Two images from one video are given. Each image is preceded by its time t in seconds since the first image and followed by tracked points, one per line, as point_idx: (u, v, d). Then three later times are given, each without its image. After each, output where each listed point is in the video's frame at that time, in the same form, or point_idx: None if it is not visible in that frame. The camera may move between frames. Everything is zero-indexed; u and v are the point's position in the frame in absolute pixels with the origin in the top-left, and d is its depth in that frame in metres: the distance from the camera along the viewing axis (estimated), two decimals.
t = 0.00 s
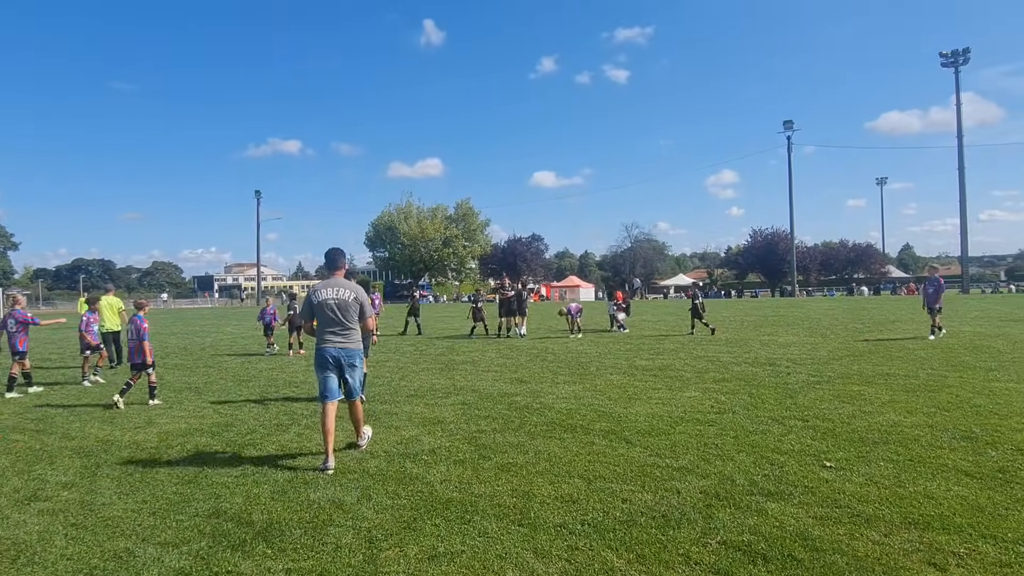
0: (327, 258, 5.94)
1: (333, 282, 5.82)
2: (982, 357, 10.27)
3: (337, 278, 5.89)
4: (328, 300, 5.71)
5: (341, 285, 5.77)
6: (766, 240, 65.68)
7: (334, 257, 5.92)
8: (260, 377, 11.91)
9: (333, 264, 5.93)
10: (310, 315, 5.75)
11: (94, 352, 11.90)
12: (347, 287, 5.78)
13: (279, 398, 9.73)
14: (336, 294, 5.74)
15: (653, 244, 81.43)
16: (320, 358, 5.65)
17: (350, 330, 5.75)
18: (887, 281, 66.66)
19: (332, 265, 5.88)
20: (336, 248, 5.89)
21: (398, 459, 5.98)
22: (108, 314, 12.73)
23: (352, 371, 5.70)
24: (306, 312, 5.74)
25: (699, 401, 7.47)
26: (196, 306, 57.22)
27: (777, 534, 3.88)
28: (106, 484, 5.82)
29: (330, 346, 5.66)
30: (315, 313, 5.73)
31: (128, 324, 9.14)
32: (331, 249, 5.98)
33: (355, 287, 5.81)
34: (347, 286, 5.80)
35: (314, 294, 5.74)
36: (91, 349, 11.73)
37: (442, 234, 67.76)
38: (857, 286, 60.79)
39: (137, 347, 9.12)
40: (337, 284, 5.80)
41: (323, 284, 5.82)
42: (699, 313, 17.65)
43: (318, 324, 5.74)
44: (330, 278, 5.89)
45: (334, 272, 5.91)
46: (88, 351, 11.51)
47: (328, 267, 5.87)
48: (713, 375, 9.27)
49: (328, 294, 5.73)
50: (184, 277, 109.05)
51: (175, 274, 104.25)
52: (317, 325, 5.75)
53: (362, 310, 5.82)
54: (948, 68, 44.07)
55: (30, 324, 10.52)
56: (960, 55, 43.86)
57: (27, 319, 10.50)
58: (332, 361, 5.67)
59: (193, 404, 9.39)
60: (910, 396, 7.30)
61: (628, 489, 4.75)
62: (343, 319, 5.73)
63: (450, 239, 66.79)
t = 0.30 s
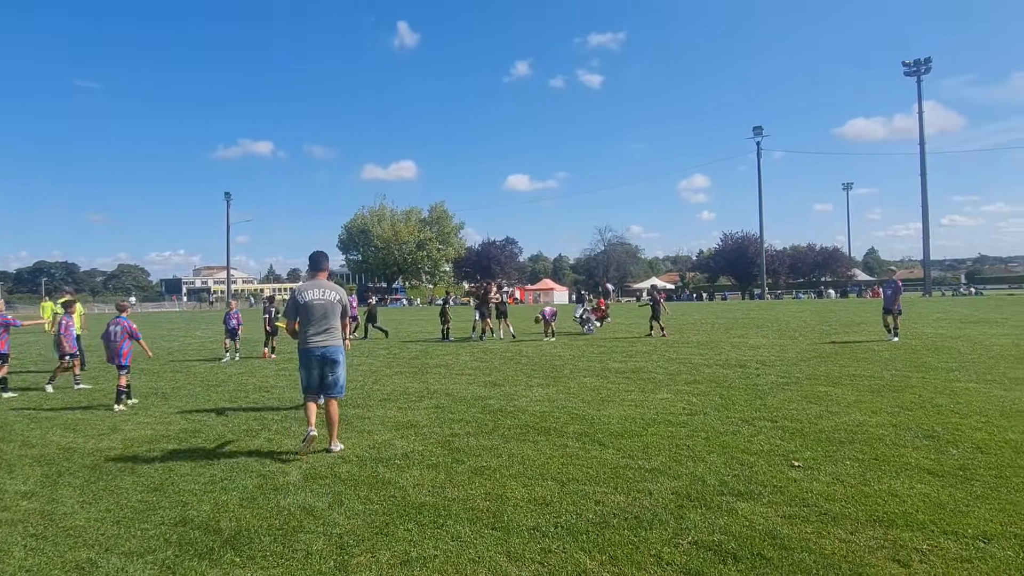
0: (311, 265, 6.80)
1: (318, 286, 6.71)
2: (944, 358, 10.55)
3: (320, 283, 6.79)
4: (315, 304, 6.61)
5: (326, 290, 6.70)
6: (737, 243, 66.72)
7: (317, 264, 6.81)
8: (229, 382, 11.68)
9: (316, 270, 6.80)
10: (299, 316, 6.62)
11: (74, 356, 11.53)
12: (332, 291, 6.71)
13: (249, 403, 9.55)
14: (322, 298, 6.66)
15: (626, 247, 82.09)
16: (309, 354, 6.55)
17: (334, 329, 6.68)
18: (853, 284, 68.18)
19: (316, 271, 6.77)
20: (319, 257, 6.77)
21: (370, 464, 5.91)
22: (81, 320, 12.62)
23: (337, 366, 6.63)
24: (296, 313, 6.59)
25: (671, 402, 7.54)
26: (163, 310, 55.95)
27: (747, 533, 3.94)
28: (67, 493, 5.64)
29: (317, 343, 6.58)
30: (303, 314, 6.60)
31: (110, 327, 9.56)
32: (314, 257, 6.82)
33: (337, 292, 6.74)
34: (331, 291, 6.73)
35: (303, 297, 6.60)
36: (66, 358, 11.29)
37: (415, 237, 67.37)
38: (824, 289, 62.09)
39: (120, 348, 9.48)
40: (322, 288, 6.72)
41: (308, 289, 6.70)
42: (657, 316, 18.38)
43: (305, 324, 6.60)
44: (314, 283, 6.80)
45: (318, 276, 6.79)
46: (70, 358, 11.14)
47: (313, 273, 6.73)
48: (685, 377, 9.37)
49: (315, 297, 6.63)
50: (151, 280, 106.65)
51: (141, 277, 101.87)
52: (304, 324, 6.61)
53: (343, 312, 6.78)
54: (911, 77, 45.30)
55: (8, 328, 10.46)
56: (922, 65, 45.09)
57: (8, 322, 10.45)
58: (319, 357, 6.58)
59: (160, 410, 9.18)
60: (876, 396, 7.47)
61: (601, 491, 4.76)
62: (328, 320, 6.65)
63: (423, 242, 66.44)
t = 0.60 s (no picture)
0: (266, 268, 6.68)
1: (275, 288, 6.59)
2: (889, 355, 10.97)
3: (276, 284, 6.65)
4: (272, 306, 6.49)
5: (283, 292, 6.58)
6: (694, 244, 68.12)
7: (272, 267, 6.69)
8: (181, 385, 11.32)
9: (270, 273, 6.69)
10: (256, 319, 6.48)
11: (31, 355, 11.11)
12: (288, 293, 6.60)
13: (202, 406, 9.26)
14: (278, 299, 6.54)
15: (587, 248, 82.90)
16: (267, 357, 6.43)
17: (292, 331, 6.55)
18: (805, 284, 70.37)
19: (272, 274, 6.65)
20: (274, 260, 6.66)
21: (328, 466, 5.81)
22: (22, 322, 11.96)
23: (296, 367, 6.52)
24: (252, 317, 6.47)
25: (630, 401, 7.64)
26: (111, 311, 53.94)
27: (702, 528, 4.01)
28: (6, 502, 5.37)
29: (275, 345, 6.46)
30: (260, 317, 6.47)
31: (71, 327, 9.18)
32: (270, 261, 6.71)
33: (294, 294, 6.63)
34: (287, 292, 6.61)
35: (259, 299, 6.47)
36: (24, 357, 10.85)
37: (376, 237, 66.62)
38: (777, 289, 63.93)
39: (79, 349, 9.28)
40: (278, 290, 6.60)
41: (264, 290, 6.56)
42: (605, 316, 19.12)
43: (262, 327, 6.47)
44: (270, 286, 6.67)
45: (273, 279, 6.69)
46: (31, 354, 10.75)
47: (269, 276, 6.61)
48: (643, 375, 9.51)
49: (271, 300, 6.50)
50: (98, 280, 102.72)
51: (88, 277, 98.03)
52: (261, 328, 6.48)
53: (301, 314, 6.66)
54: (859, 84, 47.01)
55: None
56: (871, 73, 46.71)
57: None
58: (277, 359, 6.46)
59: (107, 415, 8.83)
60: (825, 392, 7.71)
61: (560, 490, 4.78)
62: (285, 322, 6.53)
63: (384, 242, 65.78)
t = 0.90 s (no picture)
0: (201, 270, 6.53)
1: (211, 288, 6.45)
2: (825, 355, 11.45)
3: (212, 284, 6.50)
4: (209, 304, 6.32)
5: (219, 291, 6.43)
6: (644, 247, 69.46)
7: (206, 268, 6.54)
8: (117, 387, 10.83)
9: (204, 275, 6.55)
10: (192, 320, 6.29)
11: None
12: (225, 293, 6.46)
13: (139, 409, 8.89)
14: (215, 298, 6.38)
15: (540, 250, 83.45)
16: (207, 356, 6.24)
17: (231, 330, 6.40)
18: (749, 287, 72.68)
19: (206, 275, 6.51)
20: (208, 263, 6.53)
21: (272, 469, 5.66)
22: None
23: (238, 365, 6.38)
24: (189, 316, 6.27)
25: (579, 400, 7.74)
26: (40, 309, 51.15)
27: (647, 524, 4.09)
28: None
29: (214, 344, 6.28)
30: (197, 317, 6.28)
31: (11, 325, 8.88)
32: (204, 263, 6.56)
33: (231, 293, 6.49)
34: (223, 292, 6.46)
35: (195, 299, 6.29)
36: None
37: (326, 236, 65.35)
38: (723, 291, 65.81)
39: (20, 350, 8.92)
40: (215, 290, 6.44)
41: (202, 290, 6.41)
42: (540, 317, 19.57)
43: (199, 327, 6.28)
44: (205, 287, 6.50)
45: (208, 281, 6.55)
46: None
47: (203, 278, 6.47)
48: (592, 375, 9.64)
49: (208, 299, 6.34)
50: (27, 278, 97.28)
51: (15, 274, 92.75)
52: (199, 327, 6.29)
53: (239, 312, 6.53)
54: (801, 94, 48.94)
55: None
56: (809, 84, 48.73)
57: None
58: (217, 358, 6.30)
59: (36, 419, 8.38)
60: (766, 391, 7.98)
61: (508, 489, 4.80)
62: (224, 321, 6.37)
63: (334, 241, 64.57)
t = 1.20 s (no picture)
0: (142, 263, 6.34)
1: (151, 282, 6.25)
2: (767, 359, 11.85)
3: (153, 278, 6.31)
4: (147, 297, 6.12)
5: (159, 284, 6.23)
6: (597, 251, 70.37)
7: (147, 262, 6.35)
8: (47, 388, 10.28)
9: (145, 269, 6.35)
10: (130, 313, 6.08)
11: None
12: (165, 285, 6.26)
13: (71, 412, 8.45)
14: (154, 291, 6.18)
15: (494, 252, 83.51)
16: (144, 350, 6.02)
17: (171, 323, 6.18)
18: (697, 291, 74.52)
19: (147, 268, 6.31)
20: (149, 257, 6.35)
21: (213, 474, 5.48)
22: None
23: (178, 359, 6.14)
24: (127, 311, 6.08)
25: (530, 403, 7.77)
26: None
27: (594, 526, 4.14)
28: None
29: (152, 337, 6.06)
30: (135, 310, 6.07)
31: None
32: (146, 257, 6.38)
33: (172, 286, 6.29)
34: (164, 285, 6.27)
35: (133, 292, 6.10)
36: None
37: (275, 234, 63.73)
38: (672, 295, 67.29)
39: None
40: (155, 283, 6.25)
41: (141, 283, 6.22)
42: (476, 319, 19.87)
43: (137, 320, 6.08)
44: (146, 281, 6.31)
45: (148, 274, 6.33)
46: None
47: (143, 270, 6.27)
48: (544, 378, 9.70)
49: (147, 291, 6.14)
50: None
51: None
52: (137, 321, 6.08)
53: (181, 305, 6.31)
54: (748, 105, 50.54)
55: None
56: (757, 96, 50.33)
57: None
58: (156, 352, 6.07)
59: None
60: (711, 394, 8.20)
61: (457, 492, 4.78)
62: (163, 313, 6.15)
63: (284, 239, 63.03)
